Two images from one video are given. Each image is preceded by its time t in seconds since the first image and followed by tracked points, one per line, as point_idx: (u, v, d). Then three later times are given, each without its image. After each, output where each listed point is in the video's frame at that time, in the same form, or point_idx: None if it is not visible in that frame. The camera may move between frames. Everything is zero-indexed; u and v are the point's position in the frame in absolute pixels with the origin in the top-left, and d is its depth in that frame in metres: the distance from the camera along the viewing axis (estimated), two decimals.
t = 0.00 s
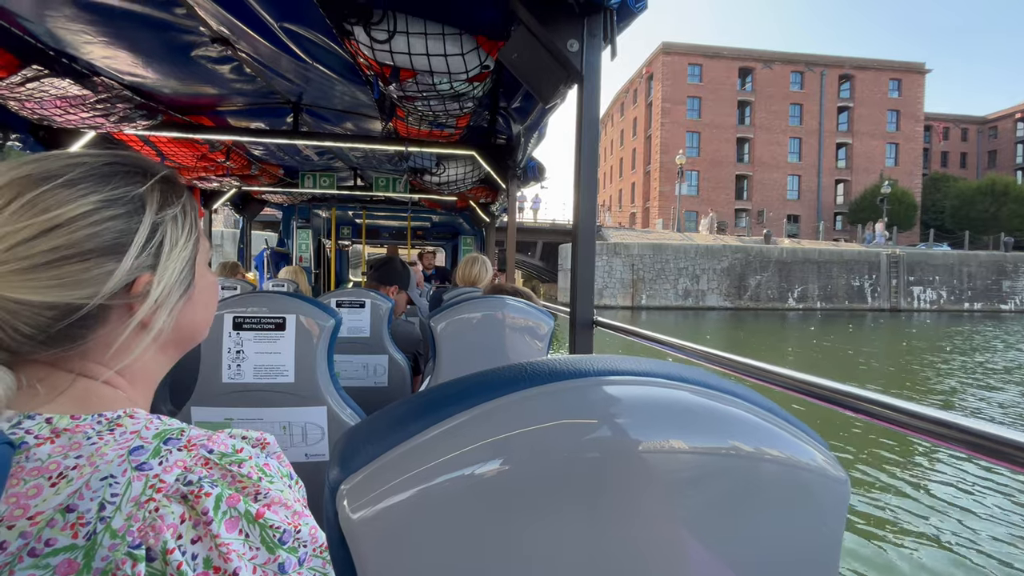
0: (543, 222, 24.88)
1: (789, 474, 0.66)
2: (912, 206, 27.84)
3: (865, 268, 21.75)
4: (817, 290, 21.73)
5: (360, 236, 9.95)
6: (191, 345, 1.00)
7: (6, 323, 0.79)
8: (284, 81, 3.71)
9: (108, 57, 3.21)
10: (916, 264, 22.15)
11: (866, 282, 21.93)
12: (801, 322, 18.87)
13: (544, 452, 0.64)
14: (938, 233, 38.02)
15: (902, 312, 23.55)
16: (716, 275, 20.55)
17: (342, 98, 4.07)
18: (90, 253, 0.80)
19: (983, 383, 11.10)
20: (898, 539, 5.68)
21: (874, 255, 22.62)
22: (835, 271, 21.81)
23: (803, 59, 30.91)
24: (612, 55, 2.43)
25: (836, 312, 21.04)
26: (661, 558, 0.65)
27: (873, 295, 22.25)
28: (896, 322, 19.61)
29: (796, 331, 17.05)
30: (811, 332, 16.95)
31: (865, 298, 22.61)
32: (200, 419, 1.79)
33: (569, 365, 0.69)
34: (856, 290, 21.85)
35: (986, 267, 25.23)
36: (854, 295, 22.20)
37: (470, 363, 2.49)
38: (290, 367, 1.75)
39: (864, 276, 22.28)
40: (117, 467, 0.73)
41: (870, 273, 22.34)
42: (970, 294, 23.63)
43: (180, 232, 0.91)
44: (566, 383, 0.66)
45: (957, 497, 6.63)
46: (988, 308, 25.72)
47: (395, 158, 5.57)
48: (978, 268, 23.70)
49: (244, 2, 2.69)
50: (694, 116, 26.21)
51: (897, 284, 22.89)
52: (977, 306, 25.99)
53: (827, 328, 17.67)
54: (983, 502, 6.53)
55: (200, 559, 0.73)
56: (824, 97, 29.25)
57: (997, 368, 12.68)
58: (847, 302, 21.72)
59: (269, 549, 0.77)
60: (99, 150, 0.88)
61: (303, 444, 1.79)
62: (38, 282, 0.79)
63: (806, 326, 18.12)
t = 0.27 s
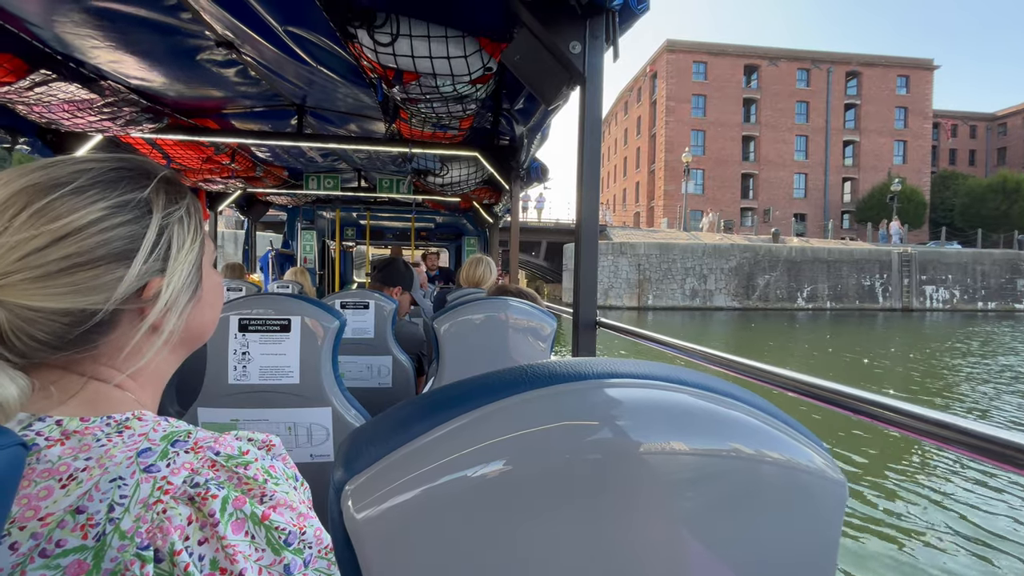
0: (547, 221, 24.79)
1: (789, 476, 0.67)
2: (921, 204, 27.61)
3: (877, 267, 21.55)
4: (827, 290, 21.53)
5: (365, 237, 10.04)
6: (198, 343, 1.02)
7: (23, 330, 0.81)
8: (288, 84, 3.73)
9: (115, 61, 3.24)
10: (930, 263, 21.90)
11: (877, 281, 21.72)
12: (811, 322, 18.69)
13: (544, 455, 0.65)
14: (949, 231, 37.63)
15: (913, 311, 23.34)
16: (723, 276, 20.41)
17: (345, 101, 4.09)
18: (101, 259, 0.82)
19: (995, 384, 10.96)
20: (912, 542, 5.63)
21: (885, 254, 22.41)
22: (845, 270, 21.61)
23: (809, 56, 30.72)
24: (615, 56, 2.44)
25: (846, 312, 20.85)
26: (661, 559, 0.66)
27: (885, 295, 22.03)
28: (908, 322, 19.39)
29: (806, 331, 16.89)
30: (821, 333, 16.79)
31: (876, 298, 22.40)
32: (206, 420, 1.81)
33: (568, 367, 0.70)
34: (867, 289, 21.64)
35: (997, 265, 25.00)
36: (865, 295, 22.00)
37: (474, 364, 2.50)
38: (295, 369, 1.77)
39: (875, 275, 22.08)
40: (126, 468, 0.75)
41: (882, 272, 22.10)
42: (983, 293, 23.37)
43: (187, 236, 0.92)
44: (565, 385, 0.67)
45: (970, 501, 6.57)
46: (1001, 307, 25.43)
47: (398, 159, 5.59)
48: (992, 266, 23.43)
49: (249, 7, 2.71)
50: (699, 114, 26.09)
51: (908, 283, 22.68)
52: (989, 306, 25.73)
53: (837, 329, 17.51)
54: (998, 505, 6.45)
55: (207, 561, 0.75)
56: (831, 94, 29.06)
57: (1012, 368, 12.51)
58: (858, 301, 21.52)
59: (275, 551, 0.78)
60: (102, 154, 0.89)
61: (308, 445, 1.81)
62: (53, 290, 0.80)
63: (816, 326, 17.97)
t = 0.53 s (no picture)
0: (552, 221, 24.72)
1: (794, 473, 0.67)
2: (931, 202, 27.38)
3: (888, 266, 21.35)
4: (837, 289, 21.34)
5: (369, 238, 10.16)
6: (204, 342, 1.03)
7: (34, 328, 0.81)
8: (293, 85, 3.75)
9: (121, 63, 3.26)
10: (942, 261, 21.68)
11: (889, 280, 21.51)
12: (821, 322, 18.54)
13: (550, 453, 0.65)
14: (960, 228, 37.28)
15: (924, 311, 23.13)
16: (731, 275, 20.28)
17: (349, 102, 4.11)
18: (110, 258, 0.83)
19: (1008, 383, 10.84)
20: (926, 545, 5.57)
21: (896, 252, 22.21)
22: (855, 269, 21.41)
23: (815, 53, 30.54)
24: (618, 55, 2.44)
25: (857, 312, 20.65)
26: (666, 556, 0.67)
27: (896, 294, 21.82)
28: (920, 321, 19.20)
29: (816, 331, 16.74)
30: (832, 332, 16.64)
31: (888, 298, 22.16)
32: (213, 419, 1.82)
33: (573, 364, 0.71)
34: (877, 288, 21.45)
35: (1009, 264, 24.75)
36: (876, 294, 21.79)
37: (479, 364, 2.51)
38: (300, 368, 1.78)
39: (886, 274, 21.87)
40: (135, 467, 0.76)
41: (893, 271, 21.88)
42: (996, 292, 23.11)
43: (194, 236, 0.93)
44: (570, 382, 0.67)
45: (985, 503, 6.49)
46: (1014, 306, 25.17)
47: (402, 159, 5.60)
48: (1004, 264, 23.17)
49: (253, 9, 2.73)
50: (703, 112, 25.98)
51: (920, 282, 22.45)
52: (1001, 305, 25.46)
53: (848, 329, 17.33)
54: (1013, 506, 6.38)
55: (215, 559, 0.75)
56: (837, 91, 28.87)
57: None
58: (868, 300, 21.32)
59: (282, 550, 0.79)
60: (113, 154, 0.90)
61: (314, 444, 1.81)
62: (62, 288, 0.81)
63: (826, 326, 17.82)
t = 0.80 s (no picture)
0: (554, 220, 24.66)
1: (797, 476, 0.67)
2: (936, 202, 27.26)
3: (895, 266, 21.23)
4: (844, 289, 21.22)
5: (370, 239, 10.22)
6: (207, 347, 1.03)
7: (32, 328, 0.82)
8: (293, 87, 3.75)
9: (122, 66, 3.27)
10: (951, 261, 21.53)
11: (896, 280, 21.40)
12: (827, 322, 18.45)
13: (551, 455, 0.66)
14: (966, 228, 37.12)
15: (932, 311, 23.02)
16: (736, 275, 20.19)
17: (350, 103, 4.11)
18: (106, 259, 0.83)
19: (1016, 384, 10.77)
20: (935, 547, 5.54)
21: (904, 252, 22.08)
22: (862, 269, 21.29)
23: (818, 51, 30.46)
24: (618, 56, 2.44)
25: (864, 312, 20.53)
26: (668, 558, 0.67)
27: (904, 295, 21.69)
28: (928, 322, 19.08)
29: (822, 332, 16.65)
30: (838, 333, 16.54)
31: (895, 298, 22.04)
32: (215, 421, 1.82)
33: (575, 366, 0.71)
34: (885, 288, 21.33)
35: (1016, 263, 24.63)
36: (883, 294, 21.67)
37: (480, 366, 2.51)
38: (302, 370, 1.78)
39: (893, 274, 21.74)
40: (137, 469, 0.76)
41: (901, 271, 21.75)
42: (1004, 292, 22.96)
43: (195, 239, 0.93)
44: (571, 384, 0.68)
45: (993, 505, 6.47)
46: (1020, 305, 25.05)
47: (403, 161, 5.61)
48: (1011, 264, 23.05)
49: (254, 12, 2.73)
50: (705, 111, 25.93)
51: (928, 283, 22.33)
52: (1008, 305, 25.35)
53: (855, 329, 17.23)
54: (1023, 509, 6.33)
55: (217, 561, 0.76)
56: (840, 90, 28.79)
57: None
58: (875, 301, 21.21)
59: (284, 551, 0.79)
60: (118, 159, 0.91)
61: (315, 446, 1.82)
62: (57, 288, 0.81)
63: (832, 326, 17.74)
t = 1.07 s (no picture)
0: (556, 221, 24.60)
1: (796, 478, 0.67)
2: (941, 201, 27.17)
3: (902, 266, 21.14)
4: (850, 290, 21.11)
5: (371, 240, 10.23)
6: (207, 352, 1.03)
7: (29, 329, 0.82)
8: (294, 89, 3.76)
9: (124, 69, 3.28)
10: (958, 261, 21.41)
11: (903, 280, 21.29)
12: (833, 323, 18.36)
13: (550, 458, 0.66)
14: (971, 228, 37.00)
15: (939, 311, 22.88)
16: (741, 276, 20.11)
17: (351, 105, 4.12)
18: (100, 261, 0.84)
19: None
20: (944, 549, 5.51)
21: (911, 252, 21.96)
22: (869, 269, 21.16)
23: (821, 50, 30.39)
24: (618, 58, 2.44)
25: (871, 313, 20.41)
26: (667, 559, 0.67)
27: (911, 295, 21.59)
28: (937, 322, 18.97)
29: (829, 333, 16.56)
30: (844, 334, 16.46)
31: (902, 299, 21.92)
32: (216, 423, 1.82)
33: (575, 369, 0.71)
34: (892, 288, 21.22)
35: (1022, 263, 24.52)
36: (890, 294, 21.55)
37: (481, 367, 2.51)
38: (302, 372, 1.78)
39: (901, 274, 21.61)
40: (140, 469, 0.76)
41: (908, 271, 21.65)
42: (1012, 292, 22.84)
43: (191, 243, 0.93)
44: (571, 387, 0.68)
45: (1002, 507, 6.43)
46: None
47: (404, 162, 5.61)
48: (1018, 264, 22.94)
49: (255, 15, 2.74)
50: (707, 111, 25.89)
51: (935, 283, 22.19)
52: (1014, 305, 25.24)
53: (862, 330, 17.12)
54: None
55: (220, 560, 0.76)
56: (842, 89, 28.73)
57: None
58: (882, 301, 21.10)
59: (286, 551, 0.79)
60: (120, 164, 0.91)
61: (316, 448, 1.82)
62: (52, 289, 0.82)
63: (838, 327, 17.66)
